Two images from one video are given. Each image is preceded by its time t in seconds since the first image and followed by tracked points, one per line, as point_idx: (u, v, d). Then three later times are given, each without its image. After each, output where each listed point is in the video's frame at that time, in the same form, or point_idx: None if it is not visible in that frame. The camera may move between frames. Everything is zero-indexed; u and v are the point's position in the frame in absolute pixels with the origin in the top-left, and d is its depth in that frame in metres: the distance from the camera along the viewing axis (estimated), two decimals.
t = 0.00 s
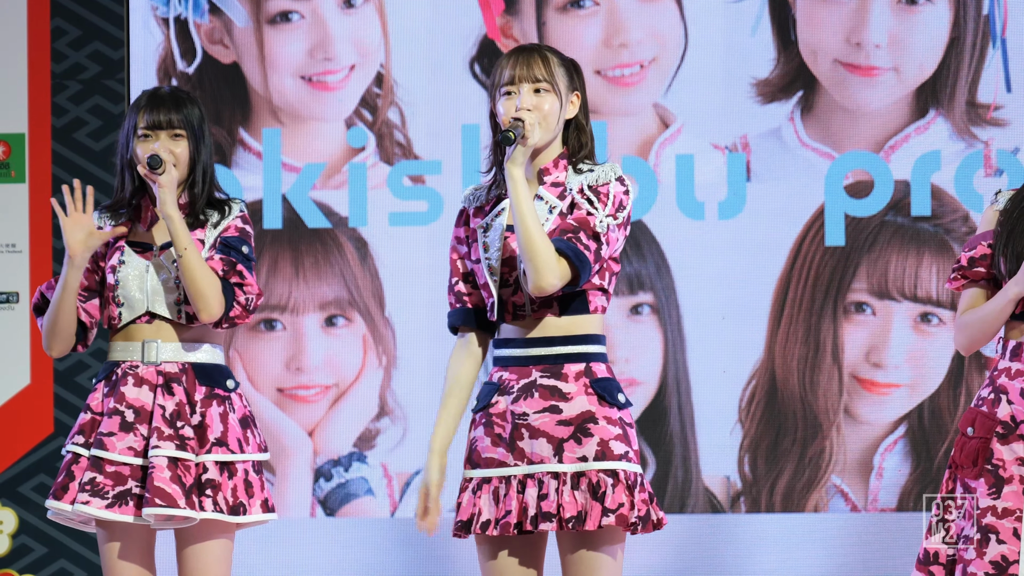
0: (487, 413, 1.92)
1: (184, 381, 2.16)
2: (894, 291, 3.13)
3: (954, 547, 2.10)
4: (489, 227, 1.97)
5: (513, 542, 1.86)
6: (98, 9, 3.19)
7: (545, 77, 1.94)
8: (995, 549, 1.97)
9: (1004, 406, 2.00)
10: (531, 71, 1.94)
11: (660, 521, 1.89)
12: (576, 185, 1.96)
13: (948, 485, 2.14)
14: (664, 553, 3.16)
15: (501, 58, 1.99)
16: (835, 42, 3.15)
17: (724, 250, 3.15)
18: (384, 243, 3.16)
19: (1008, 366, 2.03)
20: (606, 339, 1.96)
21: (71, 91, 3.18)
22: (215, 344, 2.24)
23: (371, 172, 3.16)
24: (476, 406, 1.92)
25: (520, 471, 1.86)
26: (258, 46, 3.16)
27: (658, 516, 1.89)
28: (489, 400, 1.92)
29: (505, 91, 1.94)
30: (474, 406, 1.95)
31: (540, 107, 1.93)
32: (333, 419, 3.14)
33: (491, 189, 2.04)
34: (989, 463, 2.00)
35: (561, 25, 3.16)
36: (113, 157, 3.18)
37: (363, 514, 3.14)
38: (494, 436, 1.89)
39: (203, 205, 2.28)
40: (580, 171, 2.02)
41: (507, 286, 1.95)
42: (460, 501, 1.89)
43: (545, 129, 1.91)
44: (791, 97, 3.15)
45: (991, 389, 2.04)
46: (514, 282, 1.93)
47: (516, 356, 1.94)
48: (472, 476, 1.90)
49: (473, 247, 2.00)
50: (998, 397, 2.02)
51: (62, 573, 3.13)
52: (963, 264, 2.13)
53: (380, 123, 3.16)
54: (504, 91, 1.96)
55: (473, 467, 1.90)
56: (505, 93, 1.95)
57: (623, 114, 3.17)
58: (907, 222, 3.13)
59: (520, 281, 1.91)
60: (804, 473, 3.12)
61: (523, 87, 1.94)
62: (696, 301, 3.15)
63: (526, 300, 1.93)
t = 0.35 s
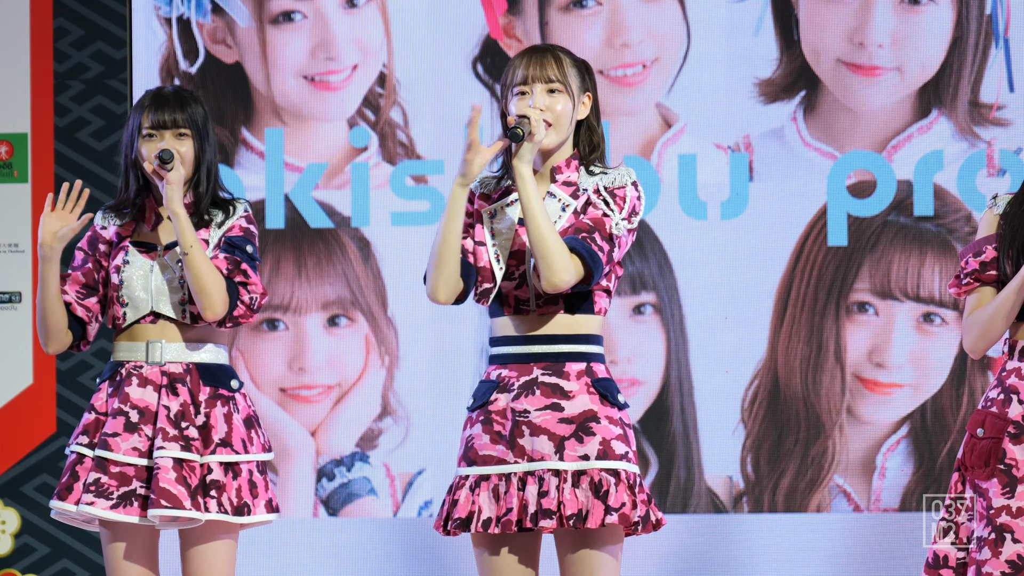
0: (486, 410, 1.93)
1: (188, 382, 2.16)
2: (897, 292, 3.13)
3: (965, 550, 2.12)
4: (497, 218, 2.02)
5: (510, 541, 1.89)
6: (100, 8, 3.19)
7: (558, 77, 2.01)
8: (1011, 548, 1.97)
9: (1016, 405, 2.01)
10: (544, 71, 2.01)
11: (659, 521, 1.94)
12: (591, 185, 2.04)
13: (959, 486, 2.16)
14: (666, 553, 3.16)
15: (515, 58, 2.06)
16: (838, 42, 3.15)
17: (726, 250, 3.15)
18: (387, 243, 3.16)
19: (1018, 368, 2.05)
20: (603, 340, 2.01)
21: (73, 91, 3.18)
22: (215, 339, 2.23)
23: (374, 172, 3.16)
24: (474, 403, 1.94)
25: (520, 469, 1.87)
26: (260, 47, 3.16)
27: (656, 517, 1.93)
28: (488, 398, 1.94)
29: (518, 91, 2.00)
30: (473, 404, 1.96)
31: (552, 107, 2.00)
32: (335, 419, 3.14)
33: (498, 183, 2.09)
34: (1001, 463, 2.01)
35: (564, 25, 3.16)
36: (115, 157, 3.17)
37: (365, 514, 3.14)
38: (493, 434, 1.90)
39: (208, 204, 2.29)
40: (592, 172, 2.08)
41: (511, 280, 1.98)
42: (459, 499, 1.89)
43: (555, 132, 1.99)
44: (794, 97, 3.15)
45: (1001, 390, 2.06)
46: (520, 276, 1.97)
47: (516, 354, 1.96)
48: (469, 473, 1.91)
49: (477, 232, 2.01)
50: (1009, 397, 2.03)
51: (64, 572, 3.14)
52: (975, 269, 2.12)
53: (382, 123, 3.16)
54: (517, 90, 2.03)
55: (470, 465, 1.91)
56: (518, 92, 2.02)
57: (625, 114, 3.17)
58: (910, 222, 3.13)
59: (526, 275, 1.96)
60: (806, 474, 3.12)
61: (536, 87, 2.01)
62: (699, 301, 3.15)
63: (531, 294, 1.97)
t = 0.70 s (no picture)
0: (494, 411, 1.95)
1: (191, 382, 2.16)
2: (900, 291, 3.13)
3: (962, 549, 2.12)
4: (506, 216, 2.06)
5: (521, 542, 1.93)
6: (102, 7, 3.18)
7: (563, 77, 2.04)
8: (1003, 548, 1.98)
9: (1012, 405, 2.01)
10: (550, 70, 2.04)
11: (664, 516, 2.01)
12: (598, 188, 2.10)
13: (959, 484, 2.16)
14: (669, 553, 3.16)
15: (519, 55, 2.08)
16: (842, 42, 3.15)
17: (729, 250, 3.15)
18: (390, 243, 3.15)
19: (1015, 367, 2.05)
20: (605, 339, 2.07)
21: (76, 91, 3.17)
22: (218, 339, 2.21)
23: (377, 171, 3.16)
24: (482, 403, 1.95)
25: (532, 469, 1.91)
26: (263, 46, 3.15)
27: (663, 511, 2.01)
28: (497, 398, 1.96)
29: (524, 90, 2.03)
30: (478, 404, 1.98)
31: (558, 107, 2.03)
32: (338, 418, 3.14)
33: (499, 177, 2.10)
34: (997, 463, 2.01)
35: (567, 25, 3.16)
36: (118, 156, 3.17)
37: (368, 514, 3.14)
38: (504, 435, 1.93)
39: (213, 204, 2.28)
40: (596, 172, 2.14)
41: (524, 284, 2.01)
42: (469, 499, 1.92)
43: (560, 131, 2.03)
44: (797, 97, 3.15)
45: (1000, 389, 2.06)
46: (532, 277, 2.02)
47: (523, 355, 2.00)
48: (478, 473, 1.93)
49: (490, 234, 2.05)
50: (1007, 396, 2.03)
51: (67, 572, 3.14)
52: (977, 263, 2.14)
53: (385, 122, 3.16)
54: (522, 88, 2.05)
55: (478, 465, 1.93)
56: (523, 90, 2.04)
57: (629, 114, 3.17)
58: (913, 222, 3.13)
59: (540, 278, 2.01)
60: (808, 474, 3.12)
61: (541, 86, 2.04)
62: (702, 300, 3.15)
63: (540, 296, 2.01)
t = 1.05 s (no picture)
0: (507, 426, 1.99)
1: (193, 385, 2.06)
2: (903, 291, 3.12)
3: (968, 551, 2.12)
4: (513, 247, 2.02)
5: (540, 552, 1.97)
6: (105, 7, 3.17)
7: (567, 124, 1.96)
8: (1013, 550, 1.98)
9: (1019, 406, 2.00)
10: (553, 117, 1.96)
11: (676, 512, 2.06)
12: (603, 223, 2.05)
13: (965, 485, 2.16)
14: (673, 552, 3.16)
15: (521, 96, 1.99)
16: (844, 41, 3.15)
17: (732, 249, 3.15)
18: (393, 242, 3.15)
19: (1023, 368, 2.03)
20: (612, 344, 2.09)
21: (79, 90, 3.16)
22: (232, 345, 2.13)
23: (380, 171, 3.16)
24: (497, 419, 1.98)
25: (549, 485, 1.95)
26: (266, 46, 3.16)
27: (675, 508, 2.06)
28: (511, 415, 1.99)
29: (527, 139, 1.96)
30: (490, 416, 2.02)
31: (561, 153, 1.97)
32: (342, 418, 3.14)
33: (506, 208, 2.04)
34: (1005, 464, 2.00)
35: (570, 24, 3.15)
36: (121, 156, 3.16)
37: (371, 513, 3.14)
38: (519, 450, 1.97)
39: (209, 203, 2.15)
40: (600, 200, 2.09)
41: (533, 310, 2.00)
42: (486, 513, 1.96)
43: (564, 178, 1.99)
44: (799, 97, 3.15)
45: (1006, 390, 2.05)
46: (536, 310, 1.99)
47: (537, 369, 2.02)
48: (494, 486, 1.98)
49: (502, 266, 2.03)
50: (1013, 397, 2.02)
51: (70, 571, 3.14)
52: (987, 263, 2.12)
53: (388, 122, 3.16)
54: (525, 135, 1.98)
55: (495, 478, 1.98)
56: (526, 138, 1.97)
57: (632, 114, 3.17)
58: (916, 222, 3.13)
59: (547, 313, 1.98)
60: (811, 473, 3.12)
61: (546, 135, 1.96)
62: (705, 300, 3.14)
63: (549, 323, 1.99)
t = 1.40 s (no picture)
0: (527, 416, 1.92)
1: (217, 389, 2.05)
2: (922, 290, 3.12)
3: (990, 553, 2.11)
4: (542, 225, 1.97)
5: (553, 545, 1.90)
6: (122, 7, 3.16)
7: (601, 99, 1.95)
8: None
9: None
10: (588, 91, 1.95)
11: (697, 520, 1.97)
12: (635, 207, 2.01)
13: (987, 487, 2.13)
14: (693, 553, 3.15)
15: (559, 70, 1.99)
16: (862, 41, 3.14)
17: (751, 249, 3.14)
18: (411, 242, 3.15)
19: None
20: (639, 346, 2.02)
21: (96, 91, 3.16)
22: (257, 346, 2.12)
23: (398, 171, 3.16)
24: (515, 407, 1.92)
25: (563, 477, 1.88)
26: (283, 46, 3.15)
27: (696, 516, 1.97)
28: (529, 403, 1.92)
29: (561, 110, 1.95)
30: (512, 405, 1.95)
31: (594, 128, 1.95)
32: (360, 418, 3.15)
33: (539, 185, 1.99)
34: None
35: (587, 24, 3.15)
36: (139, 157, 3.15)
37: (389, 513, 3.16)
38: (536, 439, 1.90)
39: (233, 205, 2.13)
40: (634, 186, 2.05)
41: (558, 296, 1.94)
42: (498, 500, 1.90)
43: (596, 154, 1.97)
44: (817, 96, 3.14)
45: None
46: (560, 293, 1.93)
47: (560, 360, 1.95)
48: (509, 475, 1.91)
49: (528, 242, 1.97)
50: None
51: (89, 572, 3.14)
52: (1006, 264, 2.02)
53: (406, 122, 3.16)
54: (559, 108, 1.97)
55: (511, 467, 1.91)
56: (560, 111, 1.96)
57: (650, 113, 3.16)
58: (935, 221, 3.12)
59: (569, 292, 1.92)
60: (831, 473, 3.12)
61: (578, 109, 1.95)
62: (724, 300, 3.14)
63: (574, 309, 1.94)
